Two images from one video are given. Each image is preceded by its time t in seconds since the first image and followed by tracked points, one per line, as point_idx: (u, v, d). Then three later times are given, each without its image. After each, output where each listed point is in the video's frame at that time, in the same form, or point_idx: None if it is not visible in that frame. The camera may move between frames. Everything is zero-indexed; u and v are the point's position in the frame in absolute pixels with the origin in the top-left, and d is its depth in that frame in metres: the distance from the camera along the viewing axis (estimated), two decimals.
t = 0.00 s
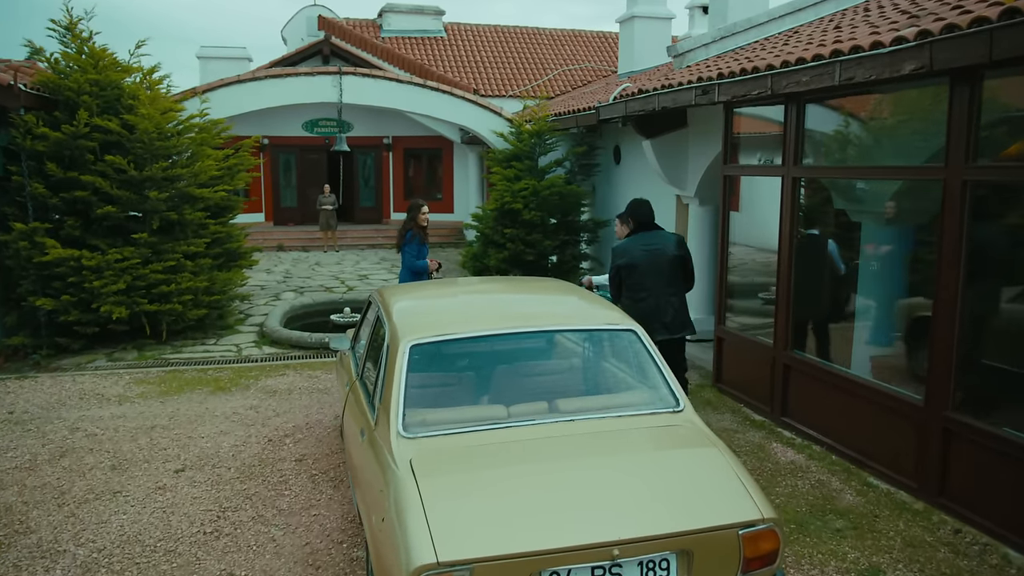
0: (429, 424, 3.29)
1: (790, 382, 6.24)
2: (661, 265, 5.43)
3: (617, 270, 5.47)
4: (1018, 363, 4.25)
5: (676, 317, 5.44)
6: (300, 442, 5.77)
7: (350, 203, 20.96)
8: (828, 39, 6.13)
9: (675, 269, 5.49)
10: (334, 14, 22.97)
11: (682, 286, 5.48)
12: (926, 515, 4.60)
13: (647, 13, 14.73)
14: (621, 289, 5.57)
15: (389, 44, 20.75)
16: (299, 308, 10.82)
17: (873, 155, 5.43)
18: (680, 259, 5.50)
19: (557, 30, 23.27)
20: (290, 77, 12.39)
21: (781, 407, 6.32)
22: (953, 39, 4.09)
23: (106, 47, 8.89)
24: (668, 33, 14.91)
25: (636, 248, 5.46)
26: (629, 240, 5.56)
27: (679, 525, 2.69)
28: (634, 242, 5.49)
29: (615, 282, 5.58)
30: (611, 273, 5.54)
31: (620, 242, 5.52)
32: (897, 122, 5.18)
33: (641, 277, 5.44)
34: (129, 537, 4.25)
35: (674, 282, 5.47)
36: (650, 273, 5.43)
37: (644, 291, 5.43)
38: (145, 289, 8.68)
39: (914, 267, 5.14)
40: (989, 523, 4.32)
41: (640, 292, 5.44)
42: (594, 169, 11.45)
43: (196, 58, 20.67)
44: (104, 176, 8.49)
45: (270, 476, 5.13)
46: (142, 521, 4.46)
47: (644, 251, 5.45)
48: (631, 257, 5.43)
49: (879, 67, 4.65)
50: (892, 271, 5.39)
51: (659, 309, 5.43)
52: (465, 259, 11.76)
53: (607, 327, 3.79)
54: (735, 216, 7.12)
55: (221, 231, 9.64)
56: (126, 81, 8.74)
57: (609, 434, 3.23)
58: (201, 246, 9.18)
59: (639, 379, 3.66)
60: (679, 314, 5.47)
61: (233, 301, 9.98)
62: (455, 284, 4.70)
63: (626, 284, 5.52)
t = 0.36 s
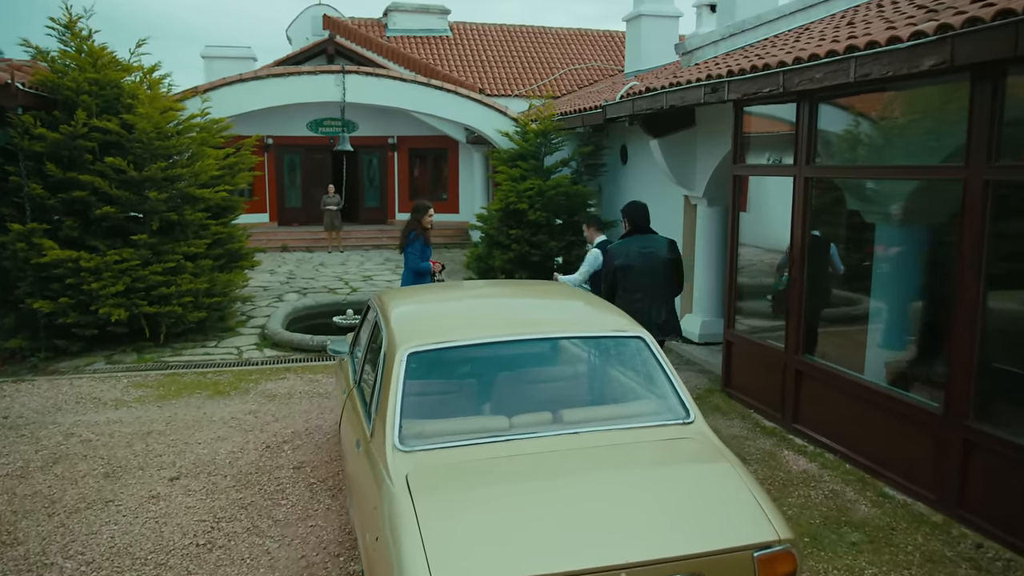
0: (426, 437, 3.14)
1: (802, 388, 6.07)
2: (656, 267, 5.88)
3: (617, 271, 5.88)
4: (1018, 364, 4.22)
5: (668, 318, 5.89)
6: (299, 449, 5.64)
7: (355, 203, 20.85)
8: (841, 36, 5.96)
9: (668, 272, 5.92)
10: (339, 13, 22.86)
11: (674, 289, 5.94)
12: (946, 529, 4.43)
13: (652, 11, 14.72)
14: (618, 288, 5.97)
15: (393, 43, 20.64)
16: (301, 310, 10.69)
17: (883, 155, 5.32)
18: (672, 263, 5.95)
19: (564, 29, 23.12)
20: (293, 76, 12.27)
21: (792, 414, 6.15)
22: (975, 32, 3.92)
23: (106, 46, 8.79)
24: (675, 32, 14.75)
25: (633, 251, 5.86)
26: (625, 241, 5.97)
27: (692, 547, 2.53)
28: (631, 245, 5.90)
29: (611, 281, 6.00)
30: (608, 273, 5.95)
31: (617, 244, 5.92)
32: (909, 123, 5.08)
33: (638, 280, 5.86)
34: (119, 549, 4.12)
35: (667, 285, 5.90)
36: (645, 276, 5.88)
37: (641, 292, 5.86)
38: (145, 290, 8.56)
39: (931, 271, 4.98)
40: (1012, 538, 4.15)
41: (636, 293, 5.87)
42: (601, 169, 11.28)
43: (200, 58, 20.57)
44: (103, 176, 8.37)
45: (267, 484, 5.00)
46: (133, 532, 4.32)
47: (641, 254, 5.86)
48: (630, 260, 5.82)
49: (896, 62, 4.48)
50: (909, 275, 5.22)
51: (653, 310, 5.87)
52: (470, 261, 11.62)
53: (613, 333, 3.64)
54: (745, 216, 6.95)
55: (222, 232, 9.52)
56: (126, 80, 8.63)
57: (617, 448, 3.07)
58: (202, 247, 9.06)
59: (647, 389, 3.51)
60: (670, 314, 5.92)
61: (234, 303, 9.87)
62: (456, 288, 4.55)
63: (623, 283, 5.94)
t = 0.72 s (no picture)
0: (424, 454, 2.99)
1: (815, 395, 5.89)
2: (650, 260, 6.61)
3: (617, 262, 6.56)
4: None
5: (654, 306, 6.68)
6: (297, 457, 5.49)
7: (359, 204, 20.72)
8: (855, 32, 5.79)
9: (659, 264, 6.66)
10: (344, 12, 22.75)
11: (665, 281, 6.70)
12: (967, 544, 4.26)
13: (660, 8, 14.64)
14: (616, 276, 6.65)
15: (398, 43, 20.51)
16: (304, 312, 10.56)
17: (894, 156, 5.18)
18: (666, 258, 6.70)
19: (570, 28, 22.96)
20: (296, 75, 12.14)
21: (804, 421, 5.98)
22: (1001, 26, 3.74)
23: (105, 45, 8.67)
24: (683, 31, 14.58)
25: (634, 244, 6.55)
26: (624, 233, 6.63)
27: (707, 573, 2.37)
28: (630, 237, 6.58)
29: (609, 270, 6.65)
30: (609, 263, 6.58)
31: (617, 236, 6.59)
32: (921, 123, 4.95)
33: (635, 271, 6.58)
34: (109, 563, 3.99)
35: (657, 276, 6.65)
36: (642, 268, 6.60)
37: (637, 283, 6.60)
38: (144, 293, 8.44)
39: (950, 275, 4.81)
40: None
41: (632, 283, 6.60)
42: (607, 169, 11.11)
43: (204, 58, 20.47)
44: (103, 177, 8.26)
45: (264, 494, 4.85)
46: (124, 545, 4.18)
47: (639, 248, 6.57)
48: (630, 253, 6.51)
49: (916, 58, 4.31)
50: (928, 279, 5.05)
51: (645, 298, 6.65)
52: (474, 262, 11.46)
53: (621, 342, 3.48)
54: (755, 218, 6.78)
55: (223, 233, 9.39)
56: (125, 80, 8.51)
57: (625, 465, 2.91)
58: (202, 248, 8.94)
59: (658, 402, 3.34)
60: (657, 303, 6.70)
61: (236, 306, 9.74)
62: (457, 293, 4.39)
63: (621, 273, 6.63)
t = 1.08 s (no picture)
0: (423, 477, 2.83)
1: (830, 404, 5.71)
2: (642, 264, 6.45)
3: (607, 268, 6.44)
4: None
5: (652, 309, 6.53)
6: (297, 467, 5.35)
7: (365, 205, 20.61)
8: (873, 30, 5.61)
9: (653, 266, 6.50)
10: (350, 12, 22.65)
11: (660, 283, 6.52)
12: (993, 564, 4.09)
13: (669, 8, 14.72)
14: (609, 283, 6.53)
15: (404, 43, 20.38)
16: (308, 315, 10.44)
17: (906, 158, 5.07)
18: (658, 260, 6.54)
19: (577, 28, 22.80)
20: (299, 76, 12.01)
21: (819, 431, 5.80)
22: None
23: (106, 45, 8.55)
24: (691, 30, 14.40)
25: (624, 249, 6.41)
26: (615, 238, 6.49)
27: None
28: (620, 242, 6.43)
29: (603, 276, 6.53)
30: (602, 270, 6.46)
31: (606, 242, 6.45)
32: (937, 124, 4.82)
33: (626, 276, 6.44)
34: None
35: (652, 279, 6.50)
36: (633, 272, 6.44)
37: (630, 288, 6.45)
38: (144, 296, 8.31)
39: (973, 282, 4.64)
40: None
41: (625, 289, 6.46)
42: (615, 170, 10.94)
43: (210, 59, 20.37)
44: (103, 179, 8.14)
45: (261, 507, 4.71)
46: (116, 561, 4.04)
47: (630, 252, 6.41)
48: (621, 259, 6.37)
49: (939, 56, 4.13)
50: (951, 286, 4.87)
51: (641, 303, 6.48)
52: (480, 265, 11.31)
53: (632, 355, 3.31)
54: (768, 221, 6.59)
55: (226, 235, 9.27)
56: (126, 80, 8.39)
57: (637, 487, 2.75)
58: (204, 251, 8.81)
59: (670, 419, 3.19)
60: (654, 306, 6.56)
61: (238, 309, 9.61)
62: (461, 300, 4.23)
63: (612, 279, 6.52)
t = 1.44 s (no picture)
0: (425, 505, 2.67)
1: (849, 416, 5.52)
2: (625, 261, 7.12)
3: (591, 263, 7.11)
4: None
5: (633, 302, 7.28)
6: (298, 479, 5.20)
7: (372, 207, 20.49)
8: (893, 29, 5.42)
9: (636, 264, 7.18)
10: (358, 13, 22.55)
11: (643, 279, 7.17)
12: None
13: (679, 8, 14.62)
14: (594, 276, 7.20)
15: (412, 44, 20.26)
16: (313, 319, 10.31)
17: (921, 161, 4.95)
18: (642, 256, 7.18)
19: (586, 28, 22.63)
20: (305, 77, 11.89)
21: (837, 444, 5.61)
22: None
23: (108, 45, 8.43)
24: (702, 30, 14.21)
25: (609, 246, 7.03)
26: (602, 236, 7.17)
27: None
28: (605, 240, 7.15)
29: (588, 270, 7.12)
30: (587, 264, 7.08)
31: (593, 239, 7.20)
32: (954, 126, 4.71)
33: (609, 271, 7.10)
34: None
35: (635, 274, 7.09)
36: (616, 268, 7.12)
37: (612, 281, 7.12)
38: (146, 301, 8.18)
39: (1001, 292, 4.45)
40: None
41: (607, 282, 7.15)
42: (625, 173, 10.77)
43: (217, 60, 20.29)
44: (105, 182, 8.02)
45: (260, 522, 4.56)
46: None
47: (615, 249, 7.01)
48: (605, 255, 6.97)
49: (967, 56, 3.95)
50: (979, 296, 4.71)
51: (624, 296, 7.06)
52: (487, 268, 11.16)
53: (646, 372, 3.14)
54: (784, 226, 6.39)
55: (229, 239, 9.13)
56: (128, 82, 8.27)
57: (652, 516, 2.59)
58: (207, 255, 8.68)
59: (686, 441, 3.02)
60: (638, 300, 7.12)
61: (242, 313, 9.48)
62: (465, 311, 4.07)
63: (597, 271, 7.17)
